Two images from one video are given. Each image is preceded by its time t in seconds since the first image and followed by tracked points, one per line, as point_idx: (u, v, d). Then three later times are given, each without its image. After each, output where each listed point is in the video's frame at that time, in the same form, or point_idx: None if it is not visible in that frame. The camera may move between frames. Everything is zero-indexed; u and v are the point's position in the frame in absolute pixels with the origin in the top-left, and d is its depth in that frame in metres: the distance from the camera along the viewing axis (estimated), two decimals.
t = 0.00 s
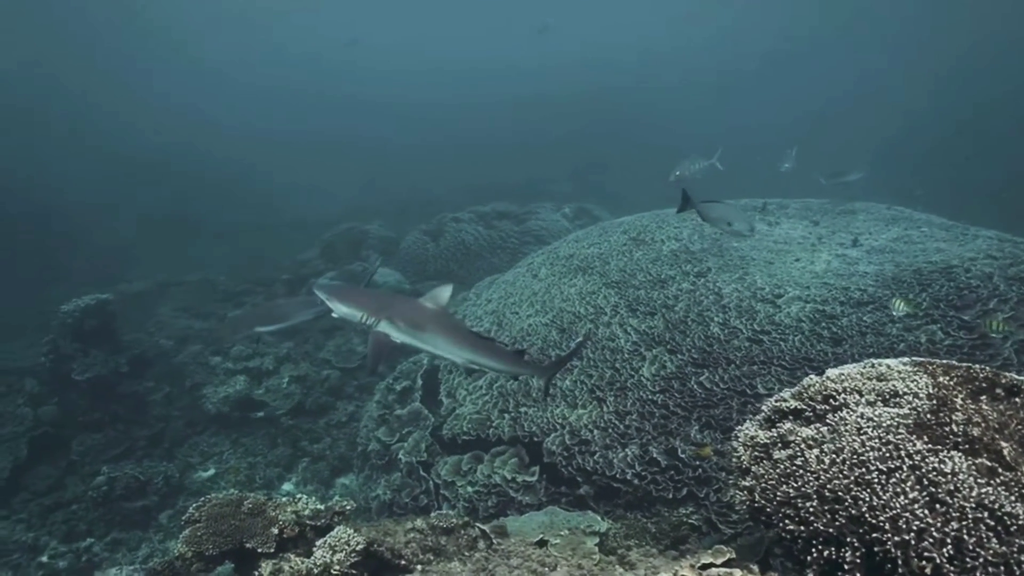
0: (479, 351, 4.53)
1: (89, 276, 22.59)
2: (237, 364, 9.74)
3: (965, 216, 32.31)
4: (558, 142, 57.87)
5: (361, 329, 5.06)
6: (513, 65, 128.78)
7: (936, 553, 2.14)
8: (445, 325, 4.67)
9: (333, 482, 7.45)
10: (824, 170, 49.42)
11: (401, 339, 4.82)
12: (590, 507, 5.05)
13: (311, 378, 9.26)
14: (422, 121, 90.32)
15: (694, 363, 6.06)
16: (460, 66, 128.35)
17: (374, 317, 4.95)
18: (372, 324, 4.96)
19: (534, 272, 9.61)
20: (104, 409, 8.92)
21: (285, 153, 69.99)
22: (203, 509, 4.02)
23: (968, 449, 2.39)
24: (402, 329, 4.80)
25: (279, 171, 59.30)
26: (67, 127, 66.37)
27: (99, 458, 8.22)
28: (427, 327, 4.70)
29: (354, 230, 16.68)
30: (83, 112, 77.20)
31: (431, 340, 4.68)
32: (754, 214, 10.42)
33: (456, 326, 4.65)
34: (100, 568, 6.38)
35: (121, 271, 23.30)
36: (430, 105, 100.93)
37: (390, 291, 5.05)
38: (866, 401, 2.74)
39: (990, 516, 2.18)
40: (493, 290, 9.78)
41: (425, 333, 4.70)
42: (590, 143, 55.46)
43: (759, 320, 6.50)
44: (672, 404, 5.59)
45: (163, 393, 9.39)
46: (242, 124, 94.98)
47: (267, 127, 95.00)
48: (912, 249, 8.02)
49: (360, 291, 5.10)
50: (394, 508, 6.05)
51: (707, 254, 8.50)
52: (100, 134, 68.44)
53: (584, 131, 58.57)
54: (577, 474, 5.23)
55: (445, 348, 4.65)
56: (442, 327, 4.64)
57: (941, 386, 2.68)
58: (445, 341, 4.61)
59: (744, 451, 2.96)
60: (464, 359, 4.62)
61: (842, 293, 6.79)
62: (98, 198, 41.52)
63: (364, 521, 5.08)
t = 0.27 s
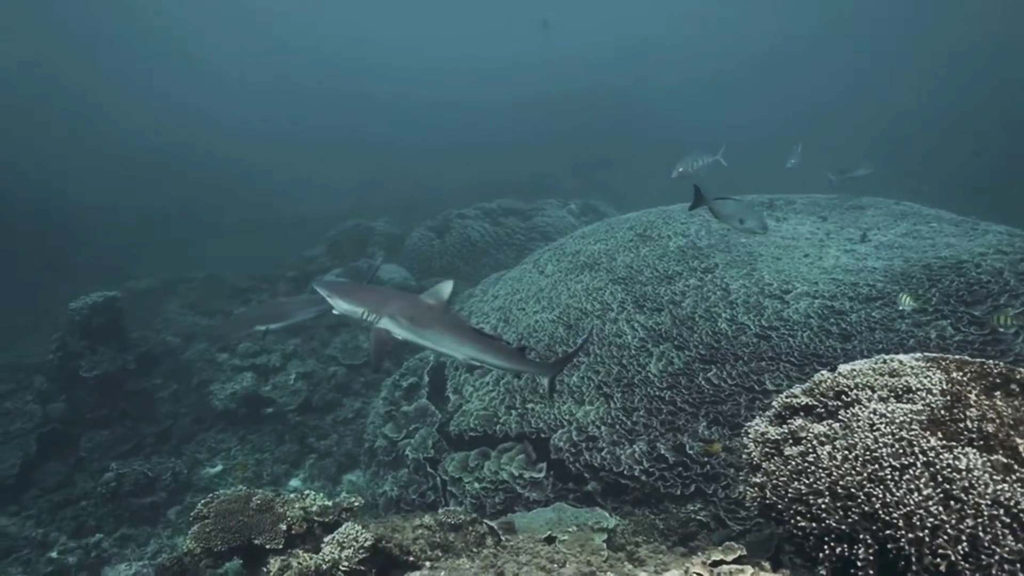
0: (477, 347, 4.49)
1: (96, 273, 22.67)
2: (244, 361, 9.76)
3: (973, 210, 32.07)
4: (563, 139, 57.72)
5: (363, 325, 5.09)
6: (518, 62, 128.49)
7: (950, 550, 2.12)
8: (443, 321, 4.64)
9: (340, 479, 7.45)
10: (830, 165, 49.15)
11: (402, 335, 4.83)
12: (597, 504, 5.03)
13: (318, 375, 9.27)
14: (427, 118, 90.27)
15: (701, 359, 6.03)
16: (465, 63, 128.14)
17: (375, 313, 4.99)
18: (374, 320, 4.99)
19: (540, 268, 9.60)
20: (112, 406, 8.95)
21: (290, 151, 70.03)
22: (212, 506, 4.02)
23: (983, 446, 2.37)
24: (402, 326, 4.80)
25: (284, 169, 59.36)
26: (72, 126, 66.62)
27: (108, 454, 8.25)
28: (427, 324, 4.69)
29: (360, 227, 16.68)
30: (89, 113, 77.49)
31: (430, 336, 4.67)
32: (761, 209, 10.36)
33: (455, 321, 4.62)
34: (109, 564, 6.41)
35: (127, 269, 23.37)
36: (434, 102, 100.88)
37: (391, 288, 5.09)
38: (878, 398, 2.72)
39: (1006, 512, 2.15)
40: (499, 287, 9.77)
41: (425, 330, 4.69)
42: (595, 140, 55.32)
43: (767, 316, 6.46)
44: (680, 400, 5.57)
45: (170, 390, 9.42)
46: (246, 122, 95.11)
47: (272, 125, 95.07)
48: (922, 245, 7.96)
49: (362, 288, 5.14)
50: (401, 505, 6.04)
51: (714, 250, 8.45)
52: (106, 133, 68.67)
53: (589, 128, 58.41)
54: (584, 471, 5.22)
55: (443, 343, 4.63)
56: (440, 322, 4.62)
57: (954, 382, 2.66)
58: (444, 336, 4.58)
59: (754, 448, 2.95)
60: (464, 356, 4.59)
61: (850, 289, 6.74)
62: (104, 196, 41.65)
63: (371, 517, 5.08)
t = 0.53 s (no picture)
0: (473, 345, 4.50)
1: (96, 273, 22.66)
2: (245, 360, 9.77)
3: (974, 205, 31.99)
4: (563, 136, 57.63)
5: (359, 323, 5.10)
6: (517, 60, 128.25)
7: (959, 544, 2.11)
8: (441, 319, 4.65)
9: (342, 478, 7.46)
10: (831, 161, 49.05)
11: (398, 333, 4.84)
12: (600, 501, 5.02)
13: (319, 374, 9.26)
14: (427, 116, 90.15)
15: (704, 355, 6.02)
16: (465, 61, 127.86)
17: (371, 313, 5.00)
18: (370, 319, 5.01)
19: (542, 265, 9.58)
20: (112, 405, 8.95)
21: (290, 149, 69.85)
22: (214, 505, 4.01)
23: (990, 439, 2.36)
24: (399, 323, 4.81)
25: (283, 167, 59.27)
26: (72, 127, 66.60)
27: (109, 454, 8.26)
28: (423, 322, 4.70)
29: (360, 225, 16.68)
30: (87, 112, 77.36)
31: (426, 334, 4.68)
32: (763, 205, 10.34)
33: (451, 319, 4.63)
34: (111, 564, 6.41)
35: (128, 268, 23.35)
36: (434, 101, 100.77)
37: (387, 288, 5.11)
38: (883, 392, 2.73)
39: (1015, 506, 2.13)
40: (500, 284, 9.76)
41: (421, 328, 4.70)
42: (595, 138, 55.25)
43: (769, 311, 6.45)
44: (682, 397, 5.56)
45: (171, 390, 9.42)
46: (245, 121, 94.95)
47: (270, 123, 94.90)
48: (923, 239, 7.95)
49: (359, 287, 5.16)
50: (404, 503, 6.04)
51: (715, 246, 8.44)
52: (105, 133, 68.57)
53: (589, 125, 58.33)
54: (587, 468, 5.21)
55: (439, 341, 4.63)
56: (438, 321, 4.63)
57: (959, 376, 2.66)
58: (440, 334, 4.59)
59: (760, 443, 2.95)
60: (460, 354, 4.59)
61: (852, 285, 6.73)
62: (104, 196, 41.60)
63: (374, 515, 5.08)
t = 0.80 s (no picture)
0: (468, 345, 4.50)
1: (95, 277, 22.65)
2: (245, 364, 9.75)
3: (973, 204, 32.01)
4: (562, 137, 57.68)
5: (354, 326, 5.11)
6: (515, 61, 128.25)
7: (967, 544, 2.09)
8: (435, 319, 4.65)
9: (343, 481, 7.44)
10: (830, 160, 49.05)
11: (393, 335, 4.85)
12: (602, 502, 5.00)
13: (319, 377, 9.24)
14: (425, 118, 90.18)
15: (705, 355, 6.01)
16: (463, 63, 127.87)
17: (366, 315, 5.01)
18: (365, 322, 5.02)
19: (541, 266, 9.58)
20: (112, 410, 8.94)
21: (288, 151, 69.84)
22: (216, 508, 4.00)
23: (996, 437, 2.35)
24: (394, 326, 4.82)
25: (282, 170, 59.28)
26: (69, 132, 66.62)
27: (109, 458, 8.24)
28: (417, 323, 4.71)
29: (359, 227, 16.67)
30: (85, 117, 77.44)
31: (422, 335, 4.69)
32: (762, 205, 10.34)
33: (445, 319, 4.64)
34: (111, 569, 6.40)
35: (127, 272, 23.34)
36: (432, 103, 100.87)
37: (381, 290, 5.11)
38: (888, 391, 2.73)
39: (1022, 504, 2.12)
40: (500, 286, 9.75)
41: (415, 329, 4.70)
42: (593, 139, 55.30)
43: (770, 311, 6.44)
44: (683, 397, 5.54)
45: (171, 394, 9.40)
46: (244, 124, 94.97)
47: (269, 126, 94.90)
48: (922, 238, 7.95)
49: (353, 291, 5.17)
50: (405, 506, 6.02)
51: (715, 246, 8.43)
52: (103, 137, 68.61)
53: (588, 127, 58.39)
54: (588, 469, 5.19)
55: (435, 342, 4.64)
56: (432, 321, 4.63)
57: (964, 375, 2.65)
58: (435, 335, 4.59)
59: (764, 443, 2.96)
60: (455, 354, 4.59)
61: (853, 284, 6.72)
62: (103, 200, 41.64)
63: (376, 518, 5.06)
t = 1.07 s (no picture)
0: (468, 350, 4.57)
1: (97, 282, 22.69)
2: (248, 369, 9.75)
3: (975, 207, 31.97)
4: (564, 141, 57.73)
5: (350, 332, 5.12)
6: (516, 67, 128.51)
7: (978, 548, 2.08)
8: (436, 325, 4.72)
9: (346, 486, 7.42)
10: (832, 164, 49.05)
11: (391, 341, 4.88)
12: (607, 507, 4.98)
13: (322, 382, 9.24)
14: (427, 122, 90.34)
15: (709, 360, 5.99)
16: (465, 68, 128.18)
17: (362, 320, 5.04)
18: (361, 327, 5.04)
19: (544, 271, 9.58)
20: (115, 416, 8.94)
21: (290, 156, 69.98)
22: (220, 514, 3.98)
23: (1006, 440, 2.33)
24: (392, 332, 4.86)
25: (284, 174, 59.31)
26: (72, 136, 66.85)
27: (113, 464, 8.23)
28: (417, 328, 4.76)
29: (362, 232, 16.69)
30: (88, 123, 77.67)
31: (421, 341, 4.74)
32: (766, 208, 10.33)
33: (446, 326, 4.71)
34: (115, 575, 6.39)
35: (130, 277, 23.37)
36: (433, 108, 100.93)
37: (377, 295, 5.15)
38: (897, 394, 2.72)
39: None
40: (503, 290, 9.76)
41: (414, 335, 4.75)
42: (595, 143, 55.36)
43: (774, 315, 6.43)
44: (688, 402, 5.53)
45: (174, 399, 9.38)
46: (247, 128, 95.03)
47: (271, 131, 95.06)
48: (926, 242, 7.94)
49: (348, 295, 5.18)
50: (409, 511, 6.00)
51: (718, 250, 8.42)
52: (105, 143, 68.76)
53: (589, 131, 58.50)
54: (593, 474, 5.17)
55: (435, 347, 4.69)
56: (433, 327, 4.69)
57: (972, 377, 2.64)
58: (435, 340, 4.65)
59: (772, 447, 2.95)
60: (454, 359, 4.65)
61: (857, 287, 6.71)
62: (105, 206, 41.70)
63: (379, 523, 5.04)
